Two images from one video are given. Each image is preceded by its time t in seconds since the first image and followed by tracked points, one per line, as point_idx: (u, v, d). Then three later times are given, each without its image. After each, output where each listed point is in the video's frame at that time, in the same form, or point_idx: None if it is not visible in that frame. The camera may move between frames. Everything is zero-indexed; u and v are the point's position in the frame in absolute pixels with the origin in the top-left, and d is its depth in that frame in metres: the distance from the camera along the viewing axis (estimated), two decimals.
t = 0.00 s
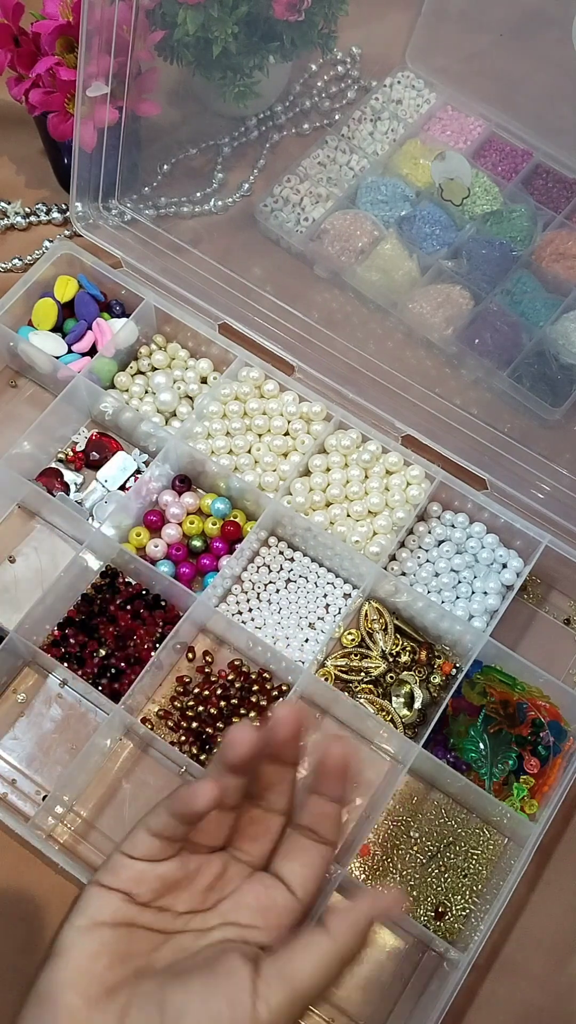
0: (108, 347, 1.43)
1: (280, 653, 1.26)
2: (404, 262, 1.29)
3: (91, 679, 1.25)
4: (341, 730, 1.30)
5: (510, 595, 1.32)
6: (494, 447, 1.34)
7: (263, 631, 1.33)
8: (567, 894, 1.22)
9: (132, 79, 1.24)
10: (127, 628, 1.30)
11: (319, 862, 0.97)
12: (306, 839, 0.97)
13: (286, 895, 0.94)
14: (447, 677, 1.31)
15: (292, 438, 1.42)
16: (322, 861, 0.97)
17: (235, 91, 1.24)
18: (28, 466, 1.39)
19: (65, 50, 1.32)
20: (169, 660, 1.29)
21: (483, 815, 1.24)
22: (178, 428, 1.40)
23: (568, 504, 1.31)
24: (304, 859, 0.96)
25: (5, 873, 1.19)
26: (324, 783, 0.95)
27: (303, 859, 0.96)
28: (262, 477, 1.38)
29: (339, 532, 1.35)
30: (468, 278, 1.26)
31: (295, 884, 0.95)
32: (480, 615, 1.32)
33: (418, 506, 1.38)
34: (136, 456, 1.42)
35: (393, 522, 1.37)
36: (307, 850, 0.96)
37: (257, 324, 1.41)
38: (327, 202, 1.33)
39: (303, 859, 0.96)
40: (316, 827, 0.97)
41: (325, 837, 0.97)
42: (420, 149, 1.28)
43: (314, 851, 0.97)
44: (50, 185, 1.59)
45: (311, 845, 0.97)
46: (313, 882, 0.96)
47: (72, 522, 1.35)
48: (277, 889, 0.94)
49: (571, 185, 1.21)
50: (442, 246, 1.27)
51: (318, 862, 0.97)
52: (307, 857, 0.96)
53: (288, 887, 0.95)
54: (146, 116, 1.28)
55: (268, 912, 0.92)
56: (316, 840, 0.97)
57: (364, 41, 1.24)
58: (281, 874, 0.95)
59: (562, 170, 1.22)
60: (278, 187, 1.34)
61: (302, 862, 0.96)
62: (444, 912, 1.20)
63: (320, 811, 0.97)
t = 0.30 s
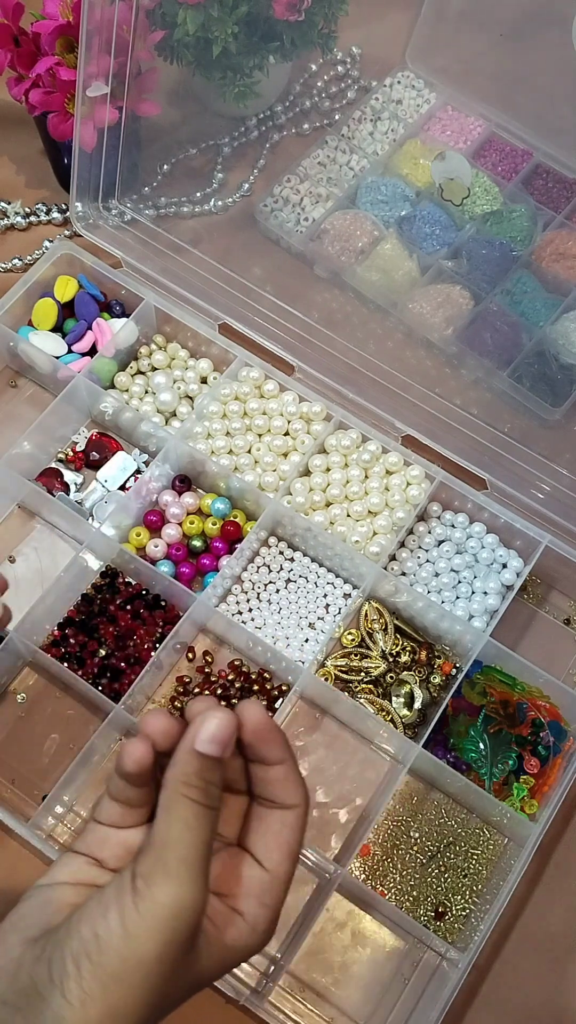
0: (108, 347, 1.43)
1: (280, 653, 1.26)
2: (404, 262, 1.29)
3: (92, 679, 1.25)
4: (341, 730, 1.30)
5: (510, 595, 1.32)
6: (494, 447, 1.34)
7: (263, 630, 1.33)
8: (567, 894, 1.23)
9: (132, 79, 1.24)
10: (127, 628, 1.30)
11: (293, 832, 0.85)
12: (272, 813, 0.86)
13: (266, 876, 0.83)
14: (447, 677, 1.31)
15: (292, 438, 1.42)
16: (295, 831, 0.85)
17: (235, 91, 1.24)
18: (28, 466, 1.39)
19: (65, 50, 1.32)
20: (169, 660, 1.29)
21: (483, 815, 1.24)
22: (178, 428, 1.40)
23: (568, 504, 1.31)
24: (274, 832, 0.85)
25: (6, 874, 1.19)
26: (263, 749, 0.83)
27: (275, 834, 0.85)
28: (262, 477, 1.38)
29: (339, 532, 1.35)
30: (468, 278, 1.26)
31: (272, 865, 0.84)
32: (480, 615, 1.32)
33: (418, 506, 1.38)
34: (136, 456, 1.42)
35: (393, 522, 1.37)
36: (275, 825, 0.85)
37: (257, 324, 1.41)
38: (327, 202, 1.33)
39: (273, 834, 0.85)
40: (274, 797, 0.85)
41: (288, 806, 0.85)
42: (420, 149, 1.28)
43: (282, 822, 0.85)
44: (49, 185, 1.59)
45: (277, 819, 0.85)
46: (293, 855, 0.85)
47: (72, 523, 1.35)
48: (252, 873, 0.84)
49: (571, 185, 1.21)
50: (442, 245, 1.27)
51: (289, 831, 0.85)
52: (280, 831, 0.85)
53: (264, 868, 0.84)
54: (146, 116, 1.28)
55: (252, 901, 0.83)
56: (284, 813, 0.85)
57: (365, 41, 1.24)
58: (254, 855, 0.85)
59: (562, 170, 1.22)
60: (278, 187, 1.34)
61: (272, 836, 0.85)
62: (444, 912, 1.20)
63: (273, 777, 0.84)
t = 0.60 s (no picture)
0: (108, 347, 1.43)
1: (280, 653, 1.26)
2: (404, 263, 1.29)
3: (92, 679, 1.25)
4: (341, 730, 1.29)
5: (510, 595, 1.32)
6: (494, 447, 1.34)
7: (263, 630, 1.32)
8: (567, 894, 1.22)
9: (132, 79, 1.24)
10: (127, 628, 1.30)
11: (194, 817, 0.86)
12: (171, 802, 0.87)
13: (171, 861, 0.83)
14: (447, 677, 1.31)
15: (292, 438, 1.42)
16: (196, 816, 0.86)
17: (235, 91, 1.24)
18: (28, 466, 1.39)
19: (65, 50, 1.33)
20: (169, 660, 1.29)
21: (483, 815, 1.24)
22: (178, 428, 1.40)
23: (568, 504, 1.31)
24: (176, 819, 0.85)
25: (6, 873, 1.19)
26: (156, 741, 0.85)
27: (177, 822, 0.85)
28: (262, 477, 1.38)
29: (339, 532, 1.35)
30: (468, 278, 1.26)
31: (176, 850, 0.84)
32: (480, 615, 1.32)
33: (418, 506, 1.38)
34: (137, 456, 1.42)
35: (393, 522, 1.37)
36: (175, 813, 0.86)
37: (257, 324, 1.41)
38: (327, 202, 1.33)
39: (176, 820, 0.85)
40: (171, 787, 0.87)
41: (186, 793, 0.87)
42: (420, 149, 1.28)
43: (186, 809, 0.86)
44: (49, 185, 1.59)
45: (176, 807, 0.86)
46: (195, 841, 0.85)
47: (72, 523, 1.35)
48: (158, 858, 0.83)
49: (571, 185, 1.21)
50: (442, 246, 1.27)
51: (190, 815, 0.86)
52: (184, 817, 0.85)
53: (169, 853, 0.84)
54: (146, 116, 1.28)
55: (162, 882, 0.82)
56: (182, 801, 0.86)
57: (365, 41, 1.24)
58: (156, 843, 0.84)
59: (562, 170, 1.22)
60: (278, 187, 1.34)
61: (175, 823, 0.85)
62: (445, 912, 1.20)
63: (169, 768, 0.86)
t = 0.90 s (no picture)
0: (108, 347, 1.43)
1: (280, 653, 1.26)
2: (404, 262, 1.29)
3: (92, 679, 1.26)
4: (341, 730, 1.29)
5: (510, 595, 1.32)
6: (494, 447, 1.34)
7: (263, 630, 1.32)
8: (567, 894, 1.22)
9: (132, 79, 1.24)
10: (127, 628, 1.29)
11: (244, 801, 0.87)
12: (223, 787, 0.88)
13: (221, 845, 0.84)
14: (447, 677, 1.31)
15: (292, 438, 1.42)
16: (245, 799, 0.87)
17: (235, 91, 1.24)
18: (28, 466, 1.39)
19: (65, 50, 1.33)
20: (169, 660, 1.29)
21: (483, 815, 1.24)
22: (178, 428, 1.40)
23: (568, 504, 1.31)
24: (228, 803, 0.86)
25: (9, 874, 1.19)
26: (203, 719, 0.86)
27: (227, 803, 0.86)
28: (262, 477, 1.38)
29: (339, 532, 1.35)
30: (468, 278, 1.26)
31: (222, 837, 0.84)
32: (480, 615, 1.32)
33: (418, 506, 1.38)
34: (136, 456, 1.42)
35: (393, 522, 1.37)
36: (227, 796, 0.87)
37: (257, 324, 1.41)
38: (327, 202, 1.33)
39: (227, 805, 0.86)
40: (222, 770, 0.88)
41: (236, 776, 0.88)
42: (420, 149, 1.28)
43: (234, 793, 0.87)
44: (49, 185, 1.59)
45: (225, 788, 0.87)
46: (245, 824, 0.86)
47: (72, 523, 1.35)
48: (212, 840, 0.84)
49: (571, 185, 1.21)
50: (442, 245, 1.27)
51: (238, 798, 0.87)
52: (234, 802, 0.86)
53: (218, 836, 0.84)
54: (146, 116, 1.28)
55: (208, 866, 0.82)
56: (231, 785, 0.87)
57: (365, 41, 1.24)
58: (208, 825, 0.85)
59: (562, 170, 1.22)
60: (278, 187, 1.34)
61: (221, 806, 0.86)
62: (444, 912, 1.20)
63: (218, 750, 0.87)
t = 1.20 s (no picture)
0: (108, 347, 1.43)
1: (280, 653, 1.26)
2: (404, 262, 1.29)
3: (91, 679, 1.25)
4: (341, 730, 1.29)
5: (510, 595, 1.32)
6: (494, 447, 1.34)
7: (263, 631, 1.32)
8: (567, 895, 1.22)
9: (132, 79, 1.24)
10: (127, 628, 1.29)
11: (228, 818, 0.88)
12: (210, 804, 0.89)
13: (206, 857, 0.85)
14: (447, 677, 1.31)
15: (292, 438, 1.42)
16: (230, 815, 0.88)
17: (235, 91, 1.23)
18: (28, 466, 1.39)
19: (65, 50, 1.33)
20: (169, 660, 1.29)
21: (483, 815, 1.24)
22: (178, 428, 1.40)
23: (568, 504, 1.32)
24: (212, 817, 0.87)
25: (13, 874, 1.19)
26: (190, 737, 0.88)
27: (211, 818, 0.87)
28: (262, 477, 1.38)
29: (339, 532, 1.35)
30: (468, 278, 1.26)
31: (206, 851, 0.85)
32: (480, 615, 1.32)
33: (418, 506, 1.38)
34: (136, 456, 1.42)
35: (393, 522, 1.37)
36: (211, 811, 0.88)
37: (257, 324, 1.41)
38: (327, 202, 1.33)
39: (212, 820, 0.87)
40: (205, 789, 0.89)
41: (220, 793, 0.89)
42: (420, 149, 1.28)
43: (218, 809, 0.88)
44: (49, 185, 1.59)
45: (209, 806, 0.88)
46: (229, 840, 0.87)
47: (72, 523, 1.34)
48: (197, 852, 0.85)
49: (571, 185, 1.21)
50: (442, 246, 1.27)
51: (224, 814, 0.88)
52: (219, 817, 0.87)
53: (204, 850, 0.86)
54: (146, 116, 1.28)
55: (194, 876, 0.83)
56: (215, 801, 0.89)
57: (365, 41, 1.24)
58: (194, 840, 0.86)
59: (562, 170, 1.22)
60: (278, 187, 1.34)
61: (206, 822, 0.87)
62: (445, 912, 1.20)
63: (203, 768, 0.89)
